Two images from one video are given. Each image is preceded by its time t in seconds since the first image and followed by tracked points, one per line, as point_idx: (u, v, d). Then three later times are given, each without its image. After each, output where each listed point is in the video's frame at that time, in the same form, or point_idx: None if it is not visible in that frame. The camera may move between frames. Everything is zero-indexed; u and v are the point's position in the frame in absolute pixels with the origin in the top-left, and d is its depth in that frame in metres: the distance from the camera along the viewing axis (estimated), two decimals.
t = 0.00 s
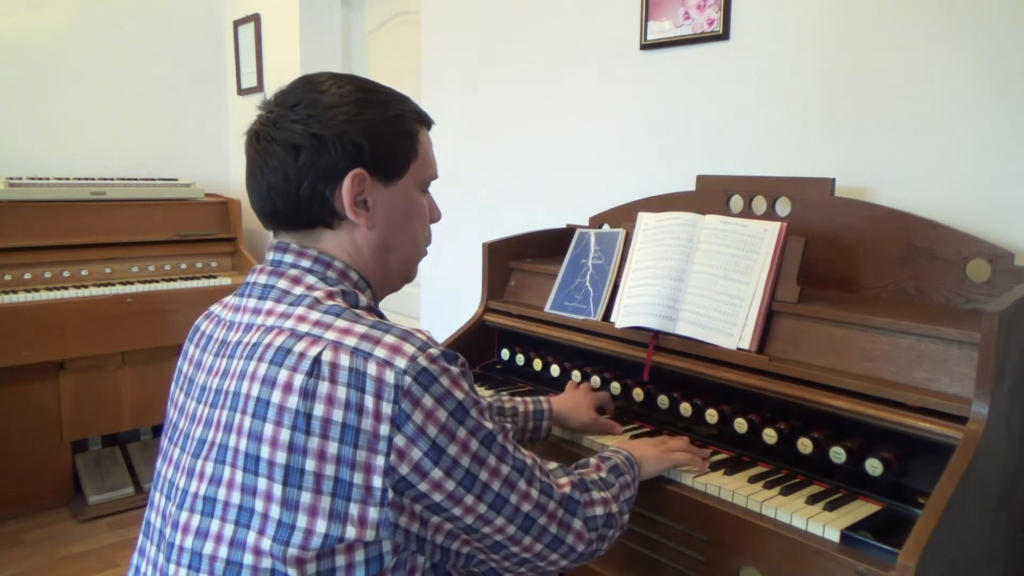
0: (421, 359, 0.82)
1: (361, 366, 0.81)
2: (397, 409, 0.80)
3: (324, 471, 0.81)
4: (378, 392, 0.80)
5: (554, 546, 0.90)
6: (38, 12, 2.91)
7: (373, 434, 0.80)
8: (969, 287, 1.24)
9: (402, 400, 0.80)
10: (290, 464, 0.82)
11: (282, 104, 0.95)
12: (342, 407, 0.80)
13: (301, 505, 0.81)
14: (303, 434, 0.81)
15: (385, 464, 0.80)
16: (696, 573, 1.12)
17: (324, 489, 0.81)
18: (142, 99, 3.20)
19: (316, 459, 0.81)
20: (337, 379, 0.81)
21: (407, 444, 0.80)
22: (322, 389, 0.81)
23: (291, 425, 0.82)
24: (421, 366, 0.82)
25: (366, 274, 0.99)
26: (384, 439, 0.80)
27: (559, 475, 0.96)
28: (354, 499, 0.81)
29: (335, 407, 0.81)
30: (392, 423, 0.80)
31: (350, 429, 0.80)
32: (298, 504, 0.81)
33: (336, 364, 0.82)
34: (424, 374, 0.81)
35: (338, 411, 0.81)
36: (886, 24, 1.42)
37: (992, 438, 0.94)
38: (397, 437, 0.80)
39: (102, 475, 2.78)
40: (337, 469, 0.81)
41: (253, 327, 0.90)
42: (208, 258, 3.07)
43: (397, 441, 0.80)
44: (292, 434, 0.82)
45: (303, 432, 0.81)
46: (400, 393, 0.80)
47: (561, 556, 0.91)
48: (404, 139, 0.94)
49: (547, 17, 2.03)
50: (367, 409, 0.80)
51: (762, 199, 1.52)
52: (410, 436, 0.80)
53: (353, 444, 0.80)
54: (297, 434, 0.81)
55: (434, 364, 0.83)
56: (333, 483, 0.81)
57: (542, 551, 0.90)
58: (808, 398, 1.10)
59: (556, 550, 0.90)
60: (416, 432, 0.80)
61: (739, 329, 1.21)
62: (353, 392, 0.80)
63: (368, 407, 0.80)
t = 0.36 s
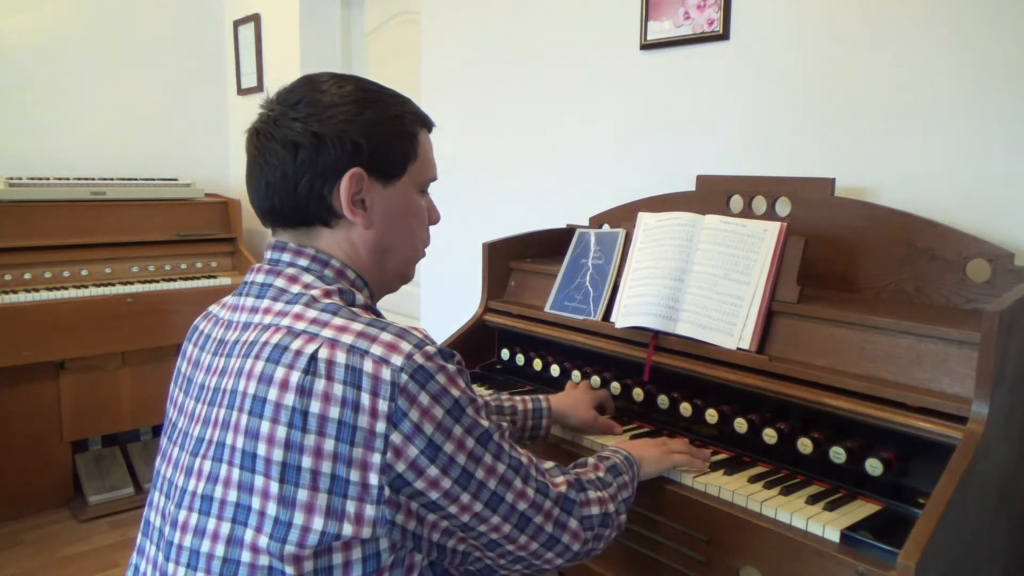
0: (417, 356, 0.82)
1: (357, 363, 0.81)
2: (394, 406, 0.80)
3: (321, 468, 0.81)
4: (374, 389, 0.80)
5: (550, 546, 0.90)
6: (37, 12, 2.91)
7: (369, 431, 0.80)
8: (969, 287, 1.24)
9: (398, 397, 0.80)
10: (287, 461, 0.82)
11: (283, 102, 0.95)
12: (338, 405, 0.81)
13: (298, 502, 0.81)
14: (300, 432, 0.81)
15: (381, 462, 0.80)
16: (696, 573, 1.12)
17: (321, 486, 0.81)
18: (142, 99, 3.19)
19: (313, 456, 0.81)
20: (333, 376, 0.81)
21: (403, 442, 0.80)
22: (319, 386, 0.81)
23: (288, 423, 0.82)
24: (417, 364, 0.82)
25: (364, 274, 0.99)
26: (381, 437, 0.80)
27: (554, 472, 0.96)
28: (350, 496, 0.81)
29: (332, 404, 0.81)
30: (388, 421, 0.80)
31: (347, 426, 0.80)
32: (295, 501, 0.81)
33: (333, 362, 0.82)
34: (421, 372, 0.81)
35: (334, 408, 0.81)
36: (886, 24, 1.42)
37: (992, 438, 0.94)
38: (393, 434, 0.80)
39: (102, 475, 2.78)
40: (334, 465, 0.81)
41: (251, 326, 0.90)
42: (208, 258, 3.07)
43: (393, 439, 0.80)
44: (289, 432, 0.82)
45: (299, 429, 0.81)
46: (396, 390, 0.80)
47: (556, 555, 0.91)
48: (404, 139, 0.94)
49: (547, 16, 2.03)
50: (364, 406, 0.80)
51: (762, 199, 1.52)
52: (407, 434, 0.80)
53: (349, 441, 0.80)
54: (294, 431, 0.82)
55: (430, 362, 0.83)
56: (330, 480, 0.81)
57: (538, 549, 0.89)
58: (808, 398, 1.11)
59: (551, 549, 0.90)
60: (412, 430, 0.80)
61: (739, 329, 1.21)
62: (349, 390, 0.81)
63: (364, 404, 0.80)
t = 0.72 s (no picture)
0: (422, 365, 0.82)
1: (362, 372, 0.81)
2: (398, 415, 0.80)
3: (324, 475, 0.81)
4: (378, 398, 0.80)
5: (549, 556, 0.90)
6: (37, 12, 2.91)
7: (373, 440, 0.80)
8: (969, 287, 1.24)
9: (402, 407, 0.80)
10: (290, 468, 0.82)
11: (284, 103, 0.94)
12: (342, 412, 0.80)
13: (300, 509, 0.81)
14: (303, 438, 0.81)
15: (385, 471, 0.80)
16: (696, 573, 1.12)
17: (323, 493, 0.81)
18: (142, 99, 3.19)
19: (316, 464, 0.81)
20: (337, 384, 0.81)
21: (406, 451, 0.80)
22: (323, 393, 0.81)
23: (291, 429, 0.82)
24: (422, 373, 0.81)
25: (368, 276, 1.00)
26: (384, 446, 0.80)
27: (556, 483, 0.95)
28: (353, 504, 0.81)
29: (335, 412, 0.81)
30: (392, 430, 0.80)
31: (350, 434, 0.80)
32: (297, 507, 0.81)
33: (337, 369, 0.81)
34: (425, 381, 0.81)
35: (338, 416, 0.81)
36: (886, 24, 1.42)
37: (992, 438, 0.94)
38: (396, 443, 0.80)
39: (102, 475, 2.78)
40: (336, 473, 0.81)
41: (255, 328, 0.90)
42: (208, 258, 3.07)
43: (396, 448, 0.80)
44: (292, 438, 0.82)
45: (303, 436, 0.81)
46: (401, 400, 0.80)
47: (555, 564, 0.91)
48: (407, 139, 0.94)
49: (547, 16, 2.03)
50: (368, 415, 0.80)
51: (762, 199, 1.52)
52: (410, 443, 0.80)
53: (353, 449, 0.80)
54: (297, 438, 0.81)
55: (435, 371, 0.82)
56: (332, 487, 0.81)
57: (537, 559, 0.90)
58: (808, 398, 1.11)
59: (551, 559, 0.90)
60: (416, 439, 0.80)
61: (739, 329, 1.21)
62: (353, 398, 0.80)
63: (368, 413, 0.80)
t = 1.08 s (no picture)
0: (435, 379, 0.81)
1: (374, 383, 0.80)
2: (409, 429, 0.79)
3: (332, 486, 0.81)
4: (390, 411, 0.80)
5: (554, 568, 0.90)
6: (37, 12, 2.91)
7: (383, 452, 0.80)
8: (970, 288, 1.24)
9: (413, 420, 0.79)
10: (299, 477, 0.82)
11: (300, 105, 0.94)
12: (353, 424, 0.80)
13: (309, 518, 0.81)
14: (313, 448, 0.81)
15: (394, 484, 0.80)
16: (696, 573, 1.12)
17: (332, 503, 0.81)
18: (142, 99, 3.19)
19: (325, 474, 0.81)
20: (349, 395, 0.81)
21: (416, 465, 0.80)
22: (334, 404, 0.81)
23: (301, 438, 0.82)
24: (434, 387, 0.81)
25: (381, 283, 1.00)
26: (394, 459, 0.80)
27: (562, 494, 0.96)
28: (361, 515, 0.81)
29: (346, 423, 0.80)
30: (403, 444, 0.80)
31: (360, 446, 0.80)
32: (306, 516, 0.82)
33: (349, 380, 0.81)
34: (438, 395, 0.81)
35: (349, 427, 0.81)
36: (886, 24, 1.42)
37: (992, 438, 0.94)
38: (407, 457, 0.80)
39: (102, 475, 2.78)
40: (345, 484, 0.81)
41: (265, 332, 0.90)
42: (208, 258, 3.07)
43: (406, 461, 0.80)
44: (302, 448, 0.82)
45: (313, 446, 0.81)
46: (412, 413, 0.79)
47: None
48: (424, 146, 0.94)
49: (547, 16, 2.03)
50: (379, 427, 0.80)
51: (762, 199, 1.52)
52: (420, 457, 0.80)
53: (362, 461, 0.80)
54: (307, 448, 0.81)
55: (447, 385, 0.82)
56: (341, 498, 0.81)
57: (542, 572, 0.90)
58: (808, 398, 1.11)
59: (555, 572, 0.90)
60: (426, 453, 0.80)
61: (739, 329, 1.21)
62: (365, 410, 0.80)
63: (379, 425, 0.80)
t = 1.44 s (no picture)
0: (442, 379, 0.82)
1: (382, 383, 0.81)
2: (416, 428, 0.80)
3: (339, 484, 0.81)
4: (397, 410, 0.80)
5: (562, 571, 0.90)
6: (36, 11, 2.91)
7: (390, 452, 0.80)
8: (970, 287, 1.24)
9: (421, 420, 0.80)
10: (305, 476, 0.82)
11: (302, 107, 0.95)
12: (360, 423, 0.81)
13: (314, 517, 0.81)
14: (320, 447, 0.81)
15: (400, 483, 0.81)
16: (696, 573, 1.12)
17: (338, 502, 0.81)
18: (142, 99, 3.19)
19: (332, 473, 0.81)
20: (357, 393, 0.81)
21: (423, 464, 0.80)
22: (342, 403, 0.81)
23: (308, 437, 0.82)
24: (442, 387, 0.81)
25: (386, 283, 1.00)
26: (401, 458, 0.80)
27: (569, 496, 0.96)
28: (367, 514, 0.81)
29: (354, 421, 0.81)
30: (410, 443, 0.80)
31: (367, 445, 0.80)
32: (311, 516, 0.81)
33: (358, 379, 0.81)
34: (445, 395, 0.81)
35: (356, 426, 0.81)
36: (886, 24, 1.42)
37: (992, 437, 0.94)
38: (413, 456, 0.80)
39: (102, 475, 2.77)
40: (352, 483, 0.81)
41: (272, 332, 0.90)
42: (208, 258, 3.07)
43: (413, 461, 0.80)
44: (309, 446, 0.81)
45: (320, 444, 0.81)
46: (420, 413, 0.80)
47: None
48: (424, 145, 0.94)
49: (546, 16, 2.03)
50: (386, 426, 0.80)
51: (763, 199, 1.52)
52: (427, 457, 0.80)
53: (369, 460, 0.80)
54: (314, 446, 0.81)
55: (455, 385, 0.82)
56: (347, 497, 0.81)
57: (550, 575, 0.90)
58: (808, 398, 1.11)
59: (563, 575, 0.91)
60: (433, 453, 0.80)
61: (739, 329, 1.21)
62: (373, 409, 0.80)
63: (386, 424, 0.80)
